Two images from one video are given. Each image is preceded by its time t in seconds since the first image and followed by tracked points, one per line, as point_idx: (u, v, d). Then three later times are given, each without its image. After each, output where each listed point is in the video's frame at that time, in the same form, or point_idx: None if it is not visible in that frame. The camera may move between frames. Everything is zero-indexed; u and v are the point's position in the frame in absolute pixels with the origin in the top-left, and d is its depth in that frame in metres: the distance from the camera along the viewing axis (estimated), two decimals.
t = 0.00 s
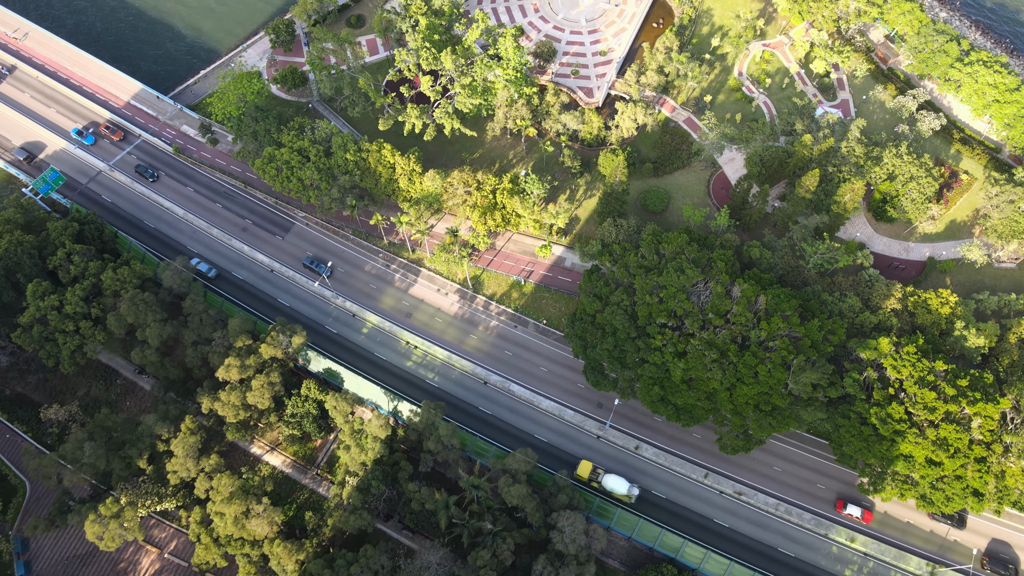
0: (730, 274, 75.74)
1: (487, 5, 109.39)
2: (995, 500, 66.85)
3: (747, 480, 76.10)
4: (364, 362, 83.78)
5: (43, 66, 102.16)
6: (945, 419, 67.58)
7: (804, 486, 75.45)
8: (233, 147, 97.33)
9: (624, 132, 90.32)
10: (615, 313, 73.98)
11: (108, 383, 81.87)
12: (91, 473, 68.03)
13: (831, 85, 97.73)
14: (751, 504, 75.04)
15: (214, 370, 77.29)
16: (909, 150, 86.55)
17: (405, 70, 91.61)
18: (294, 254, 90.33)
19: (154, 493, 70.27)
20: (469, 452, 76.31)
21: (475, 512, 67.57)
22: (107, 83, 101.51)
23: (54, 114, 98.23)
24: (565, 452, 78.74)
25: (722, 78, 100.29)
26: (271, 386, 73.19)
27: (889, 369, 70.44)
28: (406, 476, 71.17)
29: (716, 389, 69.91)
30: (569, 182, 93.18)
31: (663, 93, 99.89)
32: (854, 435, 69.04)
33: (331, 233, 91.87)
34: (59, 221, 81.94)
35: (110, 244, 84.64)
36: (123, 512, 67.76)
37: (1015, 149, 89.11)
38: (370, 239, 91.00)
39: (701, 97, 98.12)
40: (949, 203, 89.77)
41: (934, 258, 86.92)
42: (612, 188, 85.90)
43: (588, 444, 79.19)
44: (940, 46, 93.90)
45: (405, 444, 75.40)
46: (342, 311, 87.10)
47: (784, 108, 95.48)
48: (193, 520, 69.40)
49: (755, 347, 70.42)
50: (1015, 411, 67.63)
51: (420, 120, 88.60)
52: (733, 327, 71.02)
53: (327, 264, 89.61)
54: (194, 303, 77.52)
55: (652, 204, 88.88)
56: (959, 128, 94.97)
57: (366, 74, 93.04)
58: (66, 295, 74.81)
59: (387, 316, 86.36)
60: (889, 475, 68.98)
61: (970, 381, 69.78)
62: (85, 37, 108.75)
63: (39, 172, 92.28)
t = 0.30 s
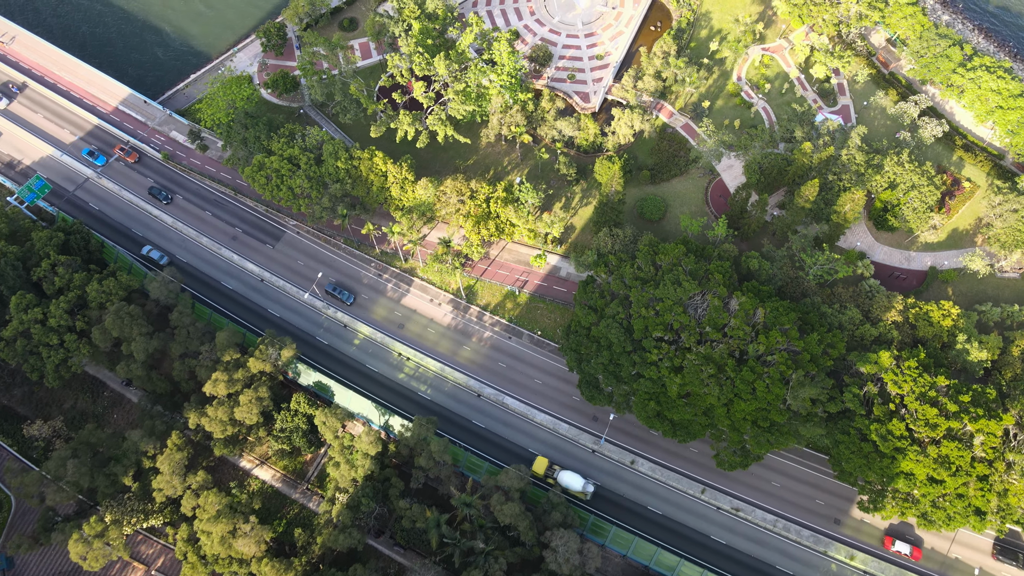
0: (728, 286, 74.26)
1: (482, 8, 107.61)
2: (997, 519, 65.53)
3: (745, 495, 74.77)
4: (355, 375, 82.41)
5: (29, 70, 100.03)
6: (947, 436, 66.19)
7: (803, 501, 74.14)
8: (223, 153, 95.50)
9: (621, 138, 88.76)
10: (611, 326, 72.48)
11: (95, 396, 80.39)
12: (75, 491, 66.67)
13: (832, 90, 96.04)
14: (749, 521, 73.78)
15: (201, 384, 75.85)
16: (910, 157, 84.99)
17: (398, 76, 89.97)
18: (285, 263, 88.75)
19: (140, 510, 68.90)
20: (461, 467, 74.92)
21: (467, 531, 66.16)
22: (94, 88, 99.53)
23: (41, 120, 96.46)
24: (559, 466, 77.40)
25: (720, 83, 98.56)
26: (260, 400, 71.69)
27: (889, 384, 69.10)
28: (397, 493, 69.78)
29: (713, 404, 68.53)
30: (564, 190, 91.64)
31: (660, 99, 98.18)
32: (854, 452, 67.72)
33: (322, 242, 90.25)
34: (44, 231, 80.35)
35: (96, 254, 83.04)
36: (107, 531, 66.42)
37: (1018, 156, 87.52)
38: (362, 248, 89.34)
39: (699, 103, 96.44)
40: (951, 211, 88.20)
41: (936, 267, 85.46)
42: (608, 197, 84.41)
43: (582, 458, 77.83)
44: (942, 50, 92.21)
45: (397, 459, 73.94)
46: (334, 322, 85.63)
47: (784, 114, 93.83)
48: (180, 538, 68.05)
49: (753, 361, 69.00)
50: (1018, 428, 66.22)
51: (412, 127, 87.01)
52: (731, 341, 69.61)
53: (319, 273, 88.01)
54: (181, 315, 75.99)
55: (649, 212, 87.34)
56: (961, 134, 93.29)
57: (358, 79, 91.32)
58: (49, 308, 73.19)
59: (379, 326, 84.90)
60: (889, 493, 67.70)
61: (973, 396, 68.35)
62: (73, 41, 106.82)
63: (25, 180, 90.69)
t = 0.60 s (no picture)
0: (725, 299, 72.79)
1: (476, 11, 105.77)
2: (999, 539, 64.21)
3: (743, 512, 73.43)
4: (346, 388, 81.06)
5: (16, 75, 98.22)
6: (948, 454, 64.82)
7: (801, 518, 72.82)
8: (212, 160, 93.81)
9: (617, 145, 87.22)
10: (605, 340, 71.00)
11: (82, 409, 78.95)
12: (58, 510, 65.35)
13: (832, 95, 94.39)
14: (746, 538, 72.52)
15: (189, 398, 74.37)
16: (911, 165, 83.41)
17: (390, 82, 88.26)
18: (276, 273, 87.19)
19: (125, 529, 67.50)
20: (453, 483, 73.62)
21: (458, 551, 64.80)
22: (82, 93, 97.71)
23: (27, 126, 94.72)
24: (553, 482, 76.10)
25: (719, 88, 96.87)
26: (247, 416, 70.20)
27: (890, 400, 67.69)
28: (388, 510, 68.35)
29: (709, 421, 67.16)
30: (560, 199, 89.98)
31: (658, 104, 96.46)
32: (853, 469, 66.38)
33: (313, 251, 88.67)
34: (28, 241, 78.79)
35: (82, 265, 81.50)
36: (90, 551, 65.03)
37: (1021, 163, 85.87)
38: (353, 257, 87.76)
39: (697, 108, 94.81)
40: (953, 220, 86.64)
41: (937, 278, 83.98)
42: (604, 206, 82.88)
43: (576, 473, 76.54)
44: (944, 55, 90.41)
45: (387, 475, 72.51)
46: (324, 333, 84.13)
47: (783, 120, 92.24)
48: (165, 557, 66.69)
49: (751, 377, 67.56)
50: (1021, 445, 64.85)
51: (405, 134, 85.36)
52: (728, 356, 68.14)
53: (310, 284, 86.49)
54: (168, 329, 74.48)
55: (645, 221, 85.81)
56: (963, 141, 91.62)
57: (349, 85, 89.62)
58: (32, 321, 71.65)
59: (370, 338, 83.46)
60: (889, 511, 66.43)
61: (975, 412, 67.00)
62: (61, 45, 105.06)
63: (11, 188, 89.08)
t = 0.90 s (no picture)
0: (723, 313, 71.28)
1: (470, 14, 103.93)
2: (1002, 559, 62.89)
3: (740, 529, 72.17)
4: (337, 401, 79.66)
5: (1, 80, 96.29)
6: (950, 472, 63.44)
7: (800, 535, 71.60)
8: (201, 168, 92.11)
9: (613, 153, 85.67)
10: (601, 355, 69.54)
11: (68, 423, 77.48)
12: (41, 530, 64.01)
13: (832, 101, 92.71)
14: (744, 555, 71.32)
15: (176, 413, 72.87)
16: (912, 174, 81.86)
17: (382, 88, 86.54)
18: (266, 283, 85.67)
19: (110, 548, 66.13)
20: (445, 500, 72.31)
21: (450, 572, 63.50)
22: (68, 99, 95.82)
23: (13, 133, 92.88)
24: (547, 498, 74.79)
25: (717, 94, 95.16)
26: (235, 433, 68.70)
27: (890, 417, 66.30)
28: (378, 529, 66.96)
29: (706, 438, 65.74)
30: (555, 207, 88.32)
31: (655, 110, 94.76)
32: (853, 487, 65.00)
33: (304, 260, 87.12)
34: (12, 253, 77.15)
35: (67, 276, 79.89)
36: (74, 572, 63.67)
37: None
38: (345, 267, 86.16)
39: (695, 115, 93.15)
40: (955, 229, 85.12)
41: (939, 288, 82.51)
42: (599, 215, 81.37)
43: (571, 488, 75.23)
44: (947, 61, 88.78)
45: (378, 492, 71.11)
46: (315, 345, 82.68)
47: (782, 127, 90.63)
48: None
49: (748, 393, 66.13)
50: None
51: (397, 142, 83.67)
52: (725, 372, 66.68)
53: (301, 295, 84.97)
54: (154, 343, 73.01)
55: (642, 230, 84.30)
56: (966, 148, 90.07)
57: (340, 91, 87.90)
58: (16, 335, 70.08)
59: (362, 350, 81.98)
60: (890, 531, 65.27)
61: (977, 429, 65.67)
62: (48, 49, 103.19)
63: None
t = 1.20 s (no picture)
0: (720, 327, 69.80)
1: (465, 18, 102.18)
2: None
3: (737, 547, 70.93)
4: (328, 415, 78.27)
5: None
6: (952, 492, 62.03)
7: (798, 553, 70.42)
8: (190, 176, 90.44)
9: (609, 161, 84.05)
10: (595, 371, 68.13)
11: (54, 437, 76.08)
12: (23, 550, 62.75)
13: (832, 108, 91.10)
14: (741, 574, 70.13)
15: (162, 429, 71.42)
16: (914, 183, 80.34)
17: (374, 95, 84.86)
18: (256, 294, 84.20)
19: (95, 568, 64.85)
20: (437, 518, 71.05)
21: None
22: (55, 104, 93.95)
23: None
24: (542, 515, 73.49)
25: (715, 99, 93.51)
26: (222, 450, 67.28)
27: (891, 434, 64.92)
28: (368, 549, 65.66)
29: (703, 456, 64.36)
30: (550, 216, 86.79)
31: (652, 116, 93.12)
32: (853, 507, 63.66)
33: (294, 270, 85.58)
34: None
35: (52, 288, 78.28)
36: None
37: None
38: (336, 277, 84.66)
39: (693, 121, 91.58)
40: (957, 239, 83.61)
41: (940, 299, 81.06)
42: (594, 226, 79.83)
43: (566, 505, 73.90)
44: (949, 67, 87.09)
45: (369, 509, 69.76)
46: (306, 357, 81.23)
47: (782, 134, 89.05)
48: None
49: (746, 410, 64.68)
50: None
51: (388, 151, 82.03)
52: (722, 389, 65.26)
53: (291, 306, 83.51)
54: (140, 357, 71.58)
55: (638, 240, 82.84)
56: (968, 155, 88.48)
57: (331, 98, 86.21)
58: None
59: (353, 362, 80.55)
60: (890, 552, 64.09)
61: (979, 447, 64.28)
62: (35, 53, 101.37)
63: None
